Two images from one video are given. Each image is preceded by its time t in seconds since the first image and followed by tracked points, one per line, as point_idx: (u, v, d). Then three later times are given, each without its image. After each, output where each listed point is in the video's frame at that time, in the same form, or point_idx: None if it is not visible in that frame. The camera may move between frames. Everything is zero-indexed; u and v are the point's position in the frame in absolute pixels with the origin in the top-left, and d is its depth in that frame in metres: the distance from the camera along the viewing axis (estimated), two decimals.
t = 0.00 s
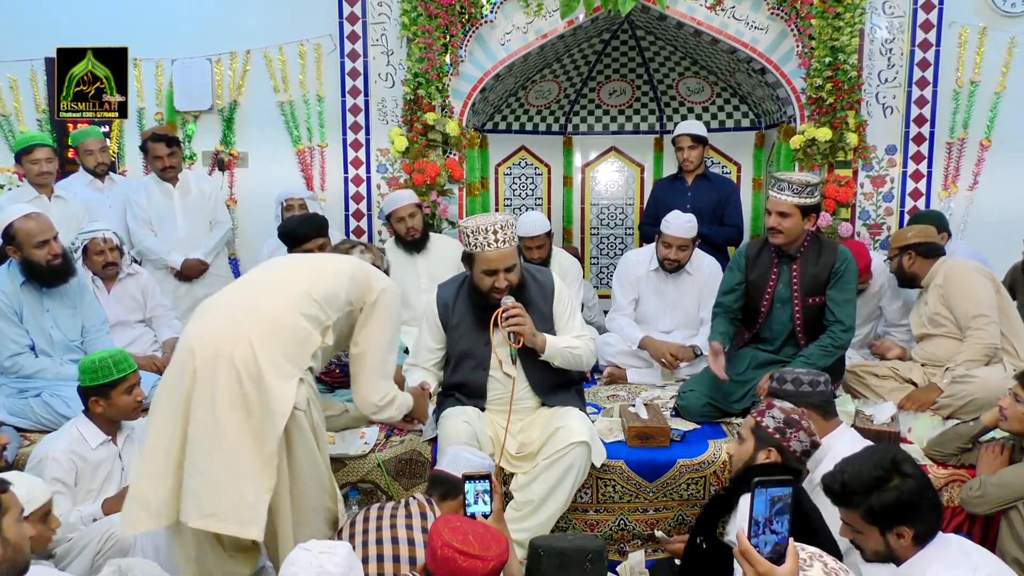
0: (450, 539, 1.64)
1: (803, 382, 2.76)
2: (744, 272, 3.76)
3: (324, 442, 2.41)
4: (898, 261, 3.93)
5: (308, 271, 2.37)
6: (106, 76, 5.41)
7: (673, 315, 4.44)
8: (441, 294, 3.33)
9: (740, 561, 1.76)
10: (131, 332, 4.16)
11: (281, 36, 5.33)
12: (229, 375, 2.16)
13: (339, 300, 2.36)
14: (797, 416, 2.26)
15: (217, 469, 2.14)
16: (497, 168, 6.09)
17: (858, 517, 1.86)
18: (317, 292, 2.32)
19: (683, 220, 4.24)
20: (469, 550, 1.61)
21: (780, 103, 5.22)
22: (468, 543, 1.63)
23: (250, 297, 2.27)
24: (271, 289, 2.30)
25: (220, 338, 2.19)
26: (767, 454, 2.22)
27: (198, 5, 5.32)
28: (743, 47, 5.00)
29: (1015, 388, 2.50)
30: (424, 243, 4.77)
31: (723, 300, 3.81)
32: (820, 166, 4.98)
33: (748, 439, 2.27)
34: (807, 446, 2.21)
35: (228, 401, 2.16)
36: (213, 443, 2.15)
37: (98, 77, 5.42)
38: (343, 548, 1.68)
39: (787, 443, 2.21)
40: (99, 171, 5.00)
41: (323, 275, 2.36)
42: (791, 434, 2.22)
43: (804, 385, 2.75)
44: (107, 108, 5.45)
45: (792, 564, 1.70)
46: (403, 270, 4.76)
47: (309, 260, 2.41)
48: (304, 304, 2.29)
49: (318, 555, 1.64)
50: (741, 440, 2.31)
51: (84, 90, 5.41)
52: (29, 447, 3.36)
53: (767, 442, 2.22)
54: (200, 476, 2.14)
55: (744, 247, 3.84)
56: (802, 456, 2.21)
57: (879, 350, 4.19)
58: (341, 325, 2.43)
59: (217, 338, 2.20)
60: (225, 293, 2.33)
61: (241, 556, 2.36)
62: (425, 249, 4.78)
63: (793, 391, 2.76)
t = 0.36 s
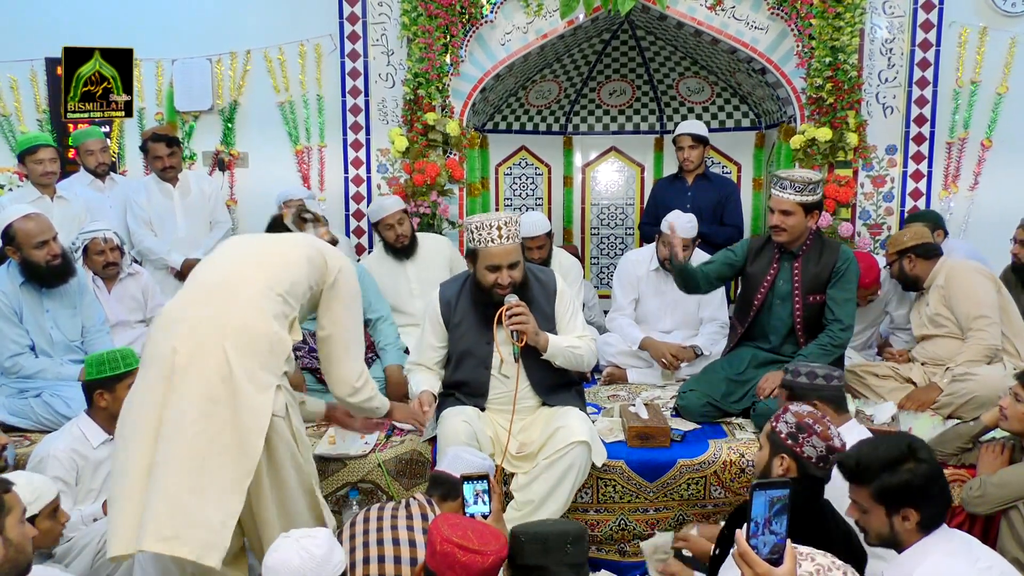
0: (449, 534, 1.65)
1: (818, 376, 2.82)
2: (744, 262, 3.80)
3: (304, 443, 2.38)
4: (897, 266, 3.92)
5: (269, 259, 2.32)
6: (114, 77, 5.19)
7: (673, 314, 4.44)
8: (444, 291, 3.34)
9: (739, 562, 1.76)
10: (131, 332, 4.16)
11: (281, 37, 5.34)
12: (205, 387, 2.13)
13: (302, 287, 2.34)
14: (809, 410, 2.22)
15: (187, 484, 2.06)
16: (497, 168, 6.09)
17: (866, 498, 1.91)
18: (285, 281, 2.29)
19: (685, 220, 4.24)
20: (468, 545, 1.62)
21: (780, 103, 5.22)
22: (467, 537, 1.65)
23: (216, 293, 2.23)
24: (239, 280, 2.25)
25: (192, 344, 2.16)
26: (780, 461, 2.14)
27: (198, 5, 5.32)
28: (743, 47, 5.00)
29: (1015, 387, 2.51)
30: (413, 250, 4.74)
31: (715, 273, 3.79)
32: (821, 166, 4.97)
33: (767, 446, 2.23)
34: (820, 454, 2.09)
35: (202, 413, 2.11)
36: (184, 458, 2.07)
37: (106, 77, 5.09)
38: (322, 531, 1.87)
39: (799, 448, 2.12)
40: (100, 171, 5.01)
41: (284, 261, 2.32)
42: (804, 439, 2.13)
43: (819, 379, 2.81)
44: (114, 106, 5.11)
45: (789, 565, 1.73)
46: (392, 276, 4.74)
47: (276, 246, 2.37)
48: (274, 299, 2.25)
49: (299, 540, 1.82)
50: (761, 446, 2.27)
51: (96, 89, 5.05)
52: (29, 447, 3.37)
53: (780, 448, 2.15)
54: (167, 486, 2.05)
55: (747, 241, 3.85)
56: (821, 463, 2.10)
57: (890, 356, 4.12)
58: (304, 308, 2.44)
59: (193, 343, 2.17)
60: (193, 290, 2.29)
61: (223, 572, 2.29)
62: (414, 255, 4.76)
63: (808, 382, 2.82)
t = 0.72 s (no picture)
0: (444, 535, 1.65)
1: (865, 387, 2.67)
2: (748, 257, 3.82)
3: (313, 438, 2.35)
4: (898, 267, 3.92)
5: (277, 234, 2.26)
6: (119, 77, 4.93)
7: (673, 314, 4.43)
8: (447, 286, 3.36)
9: (733, 563, 1.75)
10: (131, 332, 4.17)
11: (281, 37, 5.33)
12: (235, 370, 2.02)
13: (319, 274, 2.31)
14: (812, 414, 2.21)
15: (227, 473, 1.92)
16: (497, 169, 6.09)
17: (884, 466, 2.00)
18: (301, 259, 2.24)
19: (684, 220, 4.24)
20: (463, 545, 1.62)
21: (780, 103, 5.22)
22: (463, 538, 1.65)
23: (231, 272, 2.14)
24: (255, 259, 2.17)
25: (215, 328, 2.06)
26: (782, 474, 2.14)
27: (197, 5, 5.31)
28: (743, 47, 5.00)
29: (1014, 388, 2.51)
30: (407, 251, 4.75)
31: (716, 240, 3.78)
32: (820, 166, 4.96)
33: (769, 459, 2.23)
34: (819, 463, 2.08)
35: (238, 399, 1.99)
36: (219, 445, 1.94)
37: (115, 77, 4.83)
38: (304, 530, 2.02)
39: (797, 459, 2.12)
40: (100, 171, 5.01)
41: (293, 238, 2.27)
42: (800, 449, 2.12)
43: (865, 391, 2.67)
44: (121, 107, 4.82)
45: (784, 563, 1.74)
46: (389, 277, 4.73)
47: (281, 220, 2.31)
48: (293, 280, 2.20)
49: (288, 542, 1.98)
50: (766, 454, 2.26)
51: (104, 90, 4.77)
52: (29, 447, 3.37)
53: (780, 460, 2.17)
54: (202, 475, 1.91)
55: (753, 234, 3.87)
56: (824, 472, 2.07)
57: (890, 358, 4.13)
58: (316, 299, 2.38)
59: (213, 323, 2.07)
60: (197, 272, 2.19)
61: None
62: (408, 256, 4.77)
63: (852, 393, 2.68)
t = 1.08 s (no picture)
0: (439, 537, 1.66)
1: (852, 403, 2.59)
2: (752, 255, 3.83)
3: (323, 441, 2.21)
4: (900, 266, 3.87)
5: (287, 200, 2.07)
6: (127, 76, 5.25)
7: (673, 315, 4.43)
8: (452, 283, 3.36)
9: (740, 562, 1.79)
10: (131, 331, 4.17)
11: (281, 36, 5.33)
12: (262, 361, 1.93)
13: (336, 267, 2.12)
14: (810, 419, 2.16)
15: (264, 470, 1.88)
16: (497, 169, 6.08)
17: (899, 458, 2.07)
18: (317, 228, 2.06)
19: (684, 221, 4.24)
20: (457, 549, 1.63)
21: (780, 105, 5.22)
22: (458, 542, 1.65)
23: (247, 263, 1.97)
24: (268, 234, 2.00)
25: (226, 333, 1.93)
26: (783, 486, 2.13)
27: (197, 4, 5.31)
28: (743, 48, 5.00)
29: (1014, 389, 2.51)
30: (411, 254, 4.75)
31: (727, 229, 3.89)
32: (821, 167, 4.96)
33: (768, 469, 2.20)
34: (811, 473, 2.06)
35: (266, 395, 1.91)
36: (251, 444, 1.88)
37: (120, 79, 5.12)
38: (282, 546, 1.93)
39: (792, 469, 2.10)
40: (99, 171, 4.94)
41: (307, 203, 2.08)
42: (793, 458, 2.09)
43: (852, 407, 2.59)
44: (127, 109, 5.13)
45: (790, 566, 1.76)
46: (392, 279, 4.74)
47: (298, 197, 2.09)
48: (311, 270, 2.03)
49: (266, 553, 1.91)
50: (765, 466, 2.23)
51: (109, 91, 5.06)
52: (29, 446, 3.36)
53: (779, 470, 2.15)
54: (236, 476, 1.86)
55: (758, 233, 3.90)
56: (818, 481, 2.05)
57: (890, 359, 4.17)
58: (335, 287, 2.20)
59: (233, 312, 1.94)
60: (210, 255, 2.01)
61: None
62: (411, 261, 4.77)
63: (840, 409, 2.61)
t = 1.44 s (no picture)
0: (433, 540, 1.67)
1: (817, 403, 2.77)
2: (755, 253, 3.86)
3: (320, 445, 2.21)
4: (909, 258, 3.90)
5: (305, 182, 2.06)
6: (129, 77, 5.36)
7: (673, 315, 4.42)
8: (458, 280, 3.42)
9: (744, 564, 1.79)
10: (127, 333, 4.16)
11: (280, 37, 5.31)
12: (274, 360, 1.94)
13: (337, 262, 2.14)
14: (810, 422, 2.24)
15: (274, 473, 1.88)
16: (497, 169, 6.08)
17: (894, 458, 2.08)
18: (330, 220, 2.07)
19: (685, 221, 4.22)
20: (451, 553, 1.64)
21: (780, 104, 5.22)
22: (451, 545, 1.66)
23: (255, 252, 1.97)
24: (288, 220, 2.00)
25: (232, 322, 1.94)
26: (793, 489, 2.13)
27: (197, 5, 5.31)
28: (743, 48, 5.00)
29: (1013, 388, 2.51)
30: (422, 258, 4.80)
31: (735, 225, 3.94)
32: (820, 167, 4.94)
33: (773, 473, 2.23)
34: (828, 471, 2.10)
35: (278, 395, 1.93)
36: (254, 446, 1.89)
37: (125, 79, 5.34)
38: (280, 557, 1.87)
39: (807, 468, 2.12)
40: (98, 171, 4.95)
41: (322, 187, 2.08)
42: (808, 458, 2.13)
43: (817, 406, 2.77)
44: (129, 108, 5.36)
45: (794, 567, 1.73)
46: (394, 281, 4.76)
47: (314, 188, 2.07)
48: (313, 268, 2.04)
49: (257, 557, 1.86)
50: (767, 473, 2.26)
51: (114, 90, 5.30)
52: (28, 446, 3.36)
53: (790, 476, 2.16)
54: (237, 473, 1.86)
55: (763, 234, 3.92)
56: (832, 477, 2.10)
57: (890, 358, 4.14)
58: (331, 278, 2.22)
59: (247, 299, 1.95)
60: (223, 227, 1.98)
61: None
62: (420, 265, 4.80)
63: (803, 411, 2.78)
